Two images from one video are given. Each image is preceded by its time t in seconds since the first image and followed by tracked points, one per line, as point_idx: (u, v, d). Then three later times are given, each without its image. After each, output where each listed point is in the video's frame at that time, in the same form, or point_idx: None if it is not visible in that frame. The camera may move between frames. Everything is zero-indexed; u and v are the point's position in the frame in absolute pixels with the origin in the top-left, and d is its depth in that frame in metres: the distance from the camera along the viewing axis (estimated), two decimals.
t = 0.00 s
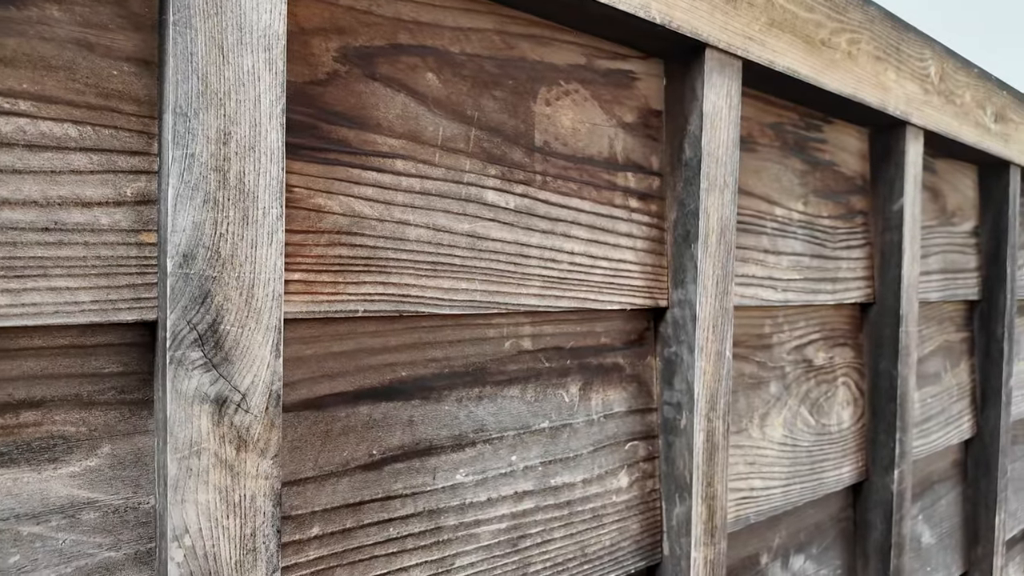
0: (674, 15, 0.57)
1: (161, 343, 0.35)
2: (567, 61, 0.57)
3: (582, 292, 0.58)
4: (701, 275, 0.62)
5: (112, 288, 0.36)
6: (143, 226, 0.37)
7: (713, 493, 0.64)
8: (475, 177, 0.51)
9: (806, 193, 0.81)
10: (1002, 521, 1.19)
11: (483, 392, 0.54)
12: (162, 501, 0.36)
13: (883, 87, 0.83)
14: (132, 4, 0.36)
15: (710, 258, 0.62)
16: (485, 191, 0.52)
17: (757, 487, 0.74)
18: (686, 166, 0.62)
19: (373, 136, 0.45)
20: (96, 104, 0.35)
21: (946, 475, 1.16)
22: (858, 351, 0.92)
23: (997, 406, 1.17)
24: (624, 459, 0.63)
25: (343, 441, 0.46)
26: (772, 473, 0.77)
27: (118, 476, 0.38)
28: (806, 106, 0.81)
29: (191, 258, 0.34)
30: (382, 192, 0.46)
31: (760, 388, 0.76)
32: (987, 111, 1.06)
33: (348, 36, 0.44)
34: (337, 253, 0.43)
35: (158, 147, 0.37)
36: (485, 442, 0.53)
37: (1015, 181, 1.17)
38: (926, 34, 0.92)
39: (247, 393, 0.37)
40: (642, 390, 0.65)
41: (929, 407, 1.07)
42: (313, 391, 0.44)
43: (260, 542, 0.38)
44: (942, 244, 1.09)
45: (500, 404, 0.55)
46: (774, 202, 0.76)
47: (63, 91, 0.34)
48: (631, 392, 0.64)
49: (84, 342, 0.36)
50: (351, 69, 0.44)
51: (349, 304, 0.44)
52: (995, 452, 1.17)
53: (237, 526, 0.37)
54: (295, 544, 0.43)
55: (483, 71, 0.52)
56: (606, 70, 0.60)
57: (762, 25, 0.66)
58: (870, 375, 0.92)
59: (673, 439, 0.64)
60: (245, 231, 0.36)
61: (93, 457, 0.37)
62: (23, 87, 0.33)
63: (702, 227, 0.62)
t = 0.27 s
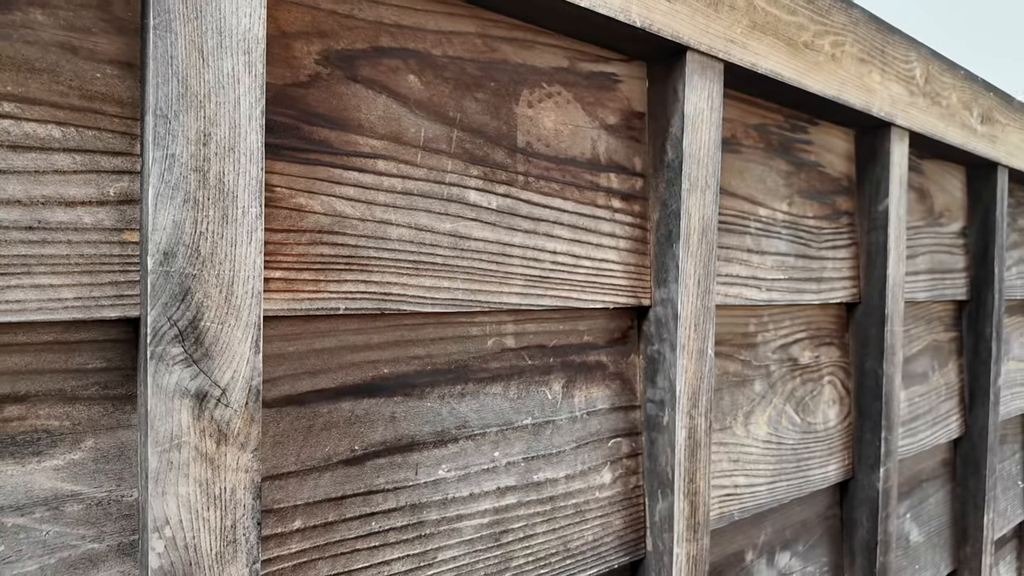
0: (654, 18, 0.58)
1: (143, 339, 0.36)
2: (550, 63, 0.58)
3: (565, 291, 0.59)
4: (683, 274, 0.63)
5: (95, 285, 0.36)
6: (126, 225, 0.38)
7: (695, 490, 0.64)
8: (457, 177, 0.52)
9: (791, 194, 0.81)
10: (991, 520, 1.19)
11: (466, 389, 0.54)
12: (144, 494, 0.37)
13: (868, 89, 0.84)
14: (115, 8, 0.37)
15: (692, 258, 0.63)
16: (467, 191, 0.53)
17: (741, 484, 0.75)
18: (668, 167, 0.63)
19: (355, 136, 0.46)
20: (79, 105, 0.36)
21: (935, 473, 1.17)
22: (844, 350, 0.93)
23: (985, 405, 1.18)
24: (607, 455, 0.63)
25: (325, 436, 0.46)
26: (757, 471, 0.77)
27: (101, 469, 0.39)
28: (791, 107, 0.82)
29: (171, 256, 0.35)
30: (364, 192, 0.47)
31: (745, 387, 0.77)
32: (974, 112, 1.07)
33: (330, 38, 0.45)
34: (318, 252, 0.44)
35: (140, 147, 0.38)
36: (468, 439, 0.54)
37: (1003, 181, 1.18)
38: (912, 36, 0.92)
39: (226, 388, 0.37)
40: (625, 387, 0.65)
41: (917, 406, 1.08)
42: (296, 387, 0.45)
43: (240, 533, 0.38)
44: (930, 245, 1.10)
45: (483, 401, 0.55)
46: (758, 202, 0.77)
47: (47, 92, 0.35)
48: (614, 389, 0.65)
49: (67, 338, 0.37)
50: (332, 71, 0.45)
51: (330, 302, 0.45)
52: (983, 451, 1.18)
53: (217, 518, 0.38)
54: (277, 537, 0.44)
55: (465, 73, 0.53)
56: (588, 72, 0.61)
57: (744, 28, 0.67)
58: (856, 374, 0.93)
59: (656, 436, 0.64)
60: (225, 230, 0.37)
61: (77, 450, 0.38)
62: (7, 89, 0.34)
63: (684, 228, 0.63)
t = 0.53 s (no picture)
0: (641, 21, 0.59)
1: (133, 336, 0.37)
2: (538, 66, 0.59)
3: (553, 290, 0.60)
4: (670, 273, 0.64)
5: (87, 284, 0.37)
6: (118, 224, 0.38)
7: (683, 486, 0.65)
8: (445, 178, 0.53)
9: (779, 195, 0.82)
10: (982, 518, 1.20)
11: (455, 386, 0.55)
12: (135, 488, 0.38)
13: (855, 91, 0.85)
14: (106, 13, 0.38)
15: (679, 257, 0.64)
16: (455, 192, 0.53)
17: (730, 481, 0.76)
18: (655, 168, 0.64)
19: (343, 138, 0.47)
20: (71, 107, 0.37)
21: (925, 472, 1.18)
22: (833, 349, 0.94)
23: (975, 404, 1.19)
24: (596, 452, 0.64)
25: (315, 432, 0.47)
26: (746, 468, 0.78)
27: (93, 464, 0.39)
28: (780, 109, 0.83)
29: (162, 255, 0.36)
30: (353, 192, 0.47)
31: (733, 385, 0.77)
32: (962, 114, 1.08)
33: (319, 42, 0.46)
34: (307, 251, 0.45)
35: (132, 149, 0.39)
36: (457, 435, 0.55)
37: (993, 182, 1.19)
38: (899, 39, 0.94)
39: (216, 384, 0.38)
40: (614, 385, 0.66)
41: (907, 405, 1.09)
42: (285, 384, 0.46)
43: (230, 527, 0.39)
44: (920, 245, 1.11)
45: (472, 398, 0.56)
46: (746, 203, 0.78)
47: (40, 95, 0.36)
48: (603, 387, 0.66)
49: (60, 336, 0.38)
50: (322, 74, 0.46)
51: (319, 300, 0.46)
52: (974, 450, 1.19)
53: (207, 511, 0.38)
54: (267, 531, 0.45)
55: (453, 75, 0.54)
56: (576, 75, 0.62)
57: (730, 31, 0.68)
58: (846, 373, 0.94)
59: (644, 433, 0.65)
60: (214, 229, 0.38)
61: (69, 445, 0.39)
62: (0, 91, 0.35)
63: (671, 228, 0.63)
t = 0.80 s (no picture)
0: (639, 26, 0.59)
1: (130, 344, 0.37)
2: (536, 71, 0.59)
3: (552, 295, 0.60)
4: (668, 278, 0.63)
5: (83, 291, 0.37)
6: (114, 232, 0.38)
7: (682, 491, 0.65)
8: (443, 183, 0.53)
9: (777, 199, 0.82)
10: (980, 521, 1.20)
11: (453, 392, 0.55)
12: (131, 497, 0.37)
13: (853, 94, 0.85)
14: (103, 18, 0.38)
15: (677, 262, 0.64)
16: (453, 197, 0.53)
17: (729, 486, 0.76)
18: (653, 173, 0.64)
19: (341, 144, 0.47)
20: (67, 114, 0.37)
21: (924, 475, 1.18)
22: (832, 353, 0.94)
23: (974, 407, 1.19)
24: (594, 458, 0.64)
25: (312, 439, 0.47)
26: (745, 472, 0.78)
27: (89, 472, 0.39)
28: (778, 113, 0.83)
29: (158, 262, 0.36)
30: (351, 198, 0.47)
31: (732, 389, 0.77)
32: (960, 117, 1.08)
33: (316, 47, 0.46)
34: (304, 257, 0.45)
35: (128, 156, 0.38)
36: (455, 442, 0.55)
37: (990, 185, 1.19)
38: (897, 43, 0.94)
39: (213, 392, 0.38)
40: (612, 390, 0.66)
41: (905, 408, 1.09)
42: (283, 391, 0.45)
43: (227, 535, 0.39)
44: (918, 248, 1.11)
45: (470, 404, 0.56)
46: (744, 207, 0.78)
47: (35, 101, 0.36)
48: (601, 392, 0.65)
49: (55, 344, 0.38)
50: (319, 79, 0.46)
51: (317, 307, 0.45)
52: (972, 453, 1.19)
53: (204, 520, 0.38)
54: (264, 539, 0.44)
55: (451, 80, 0.53)
56: (575, 80, 0.62)
57: (728, 35, 0.68)
58: (844, 377, 0.94)
59: (643, 438, 0.65)
60: (211, 236, 0.38)
61: (65, 454, 0.38)
62: None
63: (669, 233, 0.63)
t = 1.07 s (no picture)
0: (613, 40, 0.61)
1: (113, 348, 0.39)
2: (513, 83, 0.61)
3: (527, 300, 0.61)
4: (642, 283, 0.66)
5: (68, 298, 0.39)
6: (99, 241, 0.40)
7: (654, 489, 0.67)
8: (420, 192, 0.55)
9: (754, 205, 0.84)
10: (959, 520, 1.22)
11: (429, 394, 0.57)
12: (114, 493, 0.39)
13: (830, 103, 0.87)
14: (88, 39, 0.40)
15: (651, 267, 0.66)
16: (430, 206, 0.55)
17: (703, 484, 0.78)
18: (628, 181, 0.66)
19: (319, 156, 0.49)
20: (54, 130, 0.39)
21: (903, 474, 1.20)
22: (810, 355, 0.96)
23: (953, 408, 1.21)
24: (569, 457, 0.66)
25: (291, 439, 0.49)
26: (720, 471, 0.80)
27: (75, 469, 0.41)
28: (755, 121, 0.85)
29: (139, 271, 0.38)
30: (329, 208, 0.49)
31: (708, 390, 0.79)
32: (939, 123, 1.10)
33: (296, 63, 0.48)
34: (283, 265, 0.47)
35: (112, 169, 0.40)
36: (431, 441, 0.57)
37: (971, 190, 1.21)
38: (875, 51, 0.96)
39: (192, 394, 0.40)
40: (588, 392, 0.68)
41: (884, 409, 1.11)
42: (262, 393, 0.47)
43: (205, 530, 0.41)
44: (898, 252, 1.13)
45: (446, 405, 0.58)
46: (721, 213, 0.80)
47: (23, 119, 0.38)
48: (577, 393, 0.67)
49: (42, 348, 0.40)
50: (298, 94, 0.48)
51: (295, 312, 0.47)
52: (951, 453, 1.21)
53: (183, 515, 0.40)
54: (243, 534, 0.46)
55: (429, 93, 0.55)
56: (551, 91, 0.64)
57: (703, 47, 0.70)
58: (822, 378, 0.96)
59: (617, 438, 0.67)
60: (190, 246, 0.40)
61: (51, 452, 0.40)
62: None
63: (642, 239, 0.65)
